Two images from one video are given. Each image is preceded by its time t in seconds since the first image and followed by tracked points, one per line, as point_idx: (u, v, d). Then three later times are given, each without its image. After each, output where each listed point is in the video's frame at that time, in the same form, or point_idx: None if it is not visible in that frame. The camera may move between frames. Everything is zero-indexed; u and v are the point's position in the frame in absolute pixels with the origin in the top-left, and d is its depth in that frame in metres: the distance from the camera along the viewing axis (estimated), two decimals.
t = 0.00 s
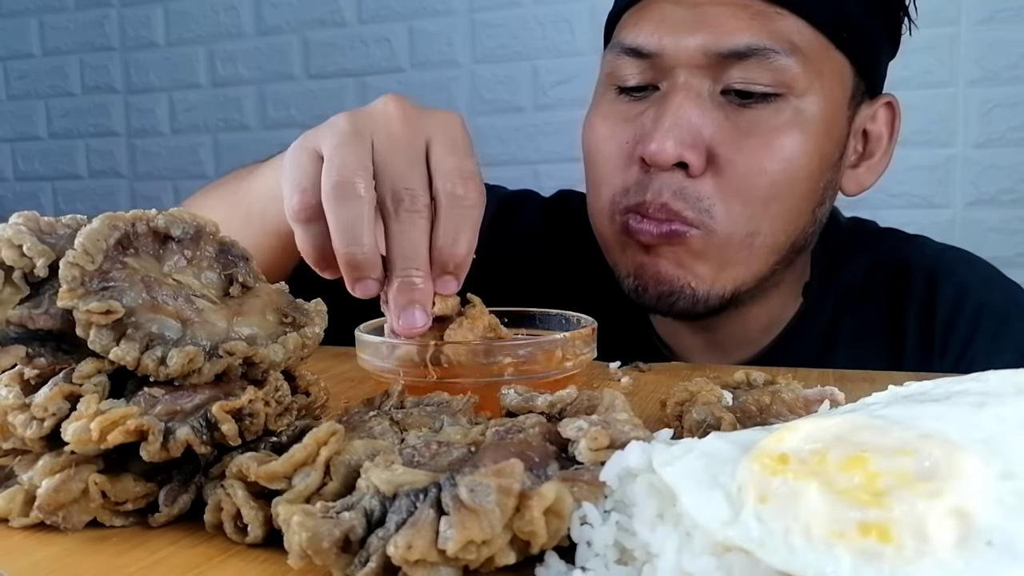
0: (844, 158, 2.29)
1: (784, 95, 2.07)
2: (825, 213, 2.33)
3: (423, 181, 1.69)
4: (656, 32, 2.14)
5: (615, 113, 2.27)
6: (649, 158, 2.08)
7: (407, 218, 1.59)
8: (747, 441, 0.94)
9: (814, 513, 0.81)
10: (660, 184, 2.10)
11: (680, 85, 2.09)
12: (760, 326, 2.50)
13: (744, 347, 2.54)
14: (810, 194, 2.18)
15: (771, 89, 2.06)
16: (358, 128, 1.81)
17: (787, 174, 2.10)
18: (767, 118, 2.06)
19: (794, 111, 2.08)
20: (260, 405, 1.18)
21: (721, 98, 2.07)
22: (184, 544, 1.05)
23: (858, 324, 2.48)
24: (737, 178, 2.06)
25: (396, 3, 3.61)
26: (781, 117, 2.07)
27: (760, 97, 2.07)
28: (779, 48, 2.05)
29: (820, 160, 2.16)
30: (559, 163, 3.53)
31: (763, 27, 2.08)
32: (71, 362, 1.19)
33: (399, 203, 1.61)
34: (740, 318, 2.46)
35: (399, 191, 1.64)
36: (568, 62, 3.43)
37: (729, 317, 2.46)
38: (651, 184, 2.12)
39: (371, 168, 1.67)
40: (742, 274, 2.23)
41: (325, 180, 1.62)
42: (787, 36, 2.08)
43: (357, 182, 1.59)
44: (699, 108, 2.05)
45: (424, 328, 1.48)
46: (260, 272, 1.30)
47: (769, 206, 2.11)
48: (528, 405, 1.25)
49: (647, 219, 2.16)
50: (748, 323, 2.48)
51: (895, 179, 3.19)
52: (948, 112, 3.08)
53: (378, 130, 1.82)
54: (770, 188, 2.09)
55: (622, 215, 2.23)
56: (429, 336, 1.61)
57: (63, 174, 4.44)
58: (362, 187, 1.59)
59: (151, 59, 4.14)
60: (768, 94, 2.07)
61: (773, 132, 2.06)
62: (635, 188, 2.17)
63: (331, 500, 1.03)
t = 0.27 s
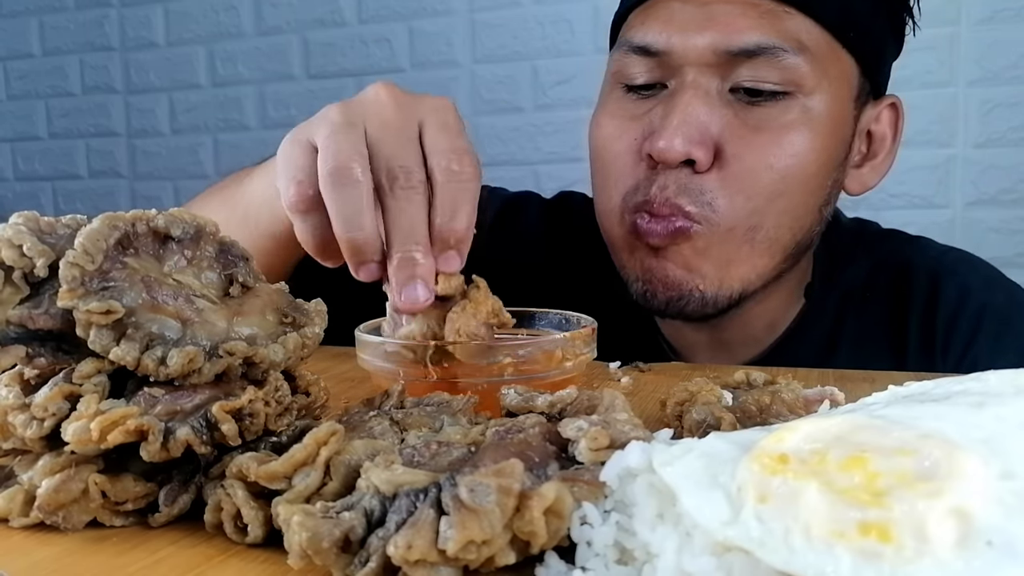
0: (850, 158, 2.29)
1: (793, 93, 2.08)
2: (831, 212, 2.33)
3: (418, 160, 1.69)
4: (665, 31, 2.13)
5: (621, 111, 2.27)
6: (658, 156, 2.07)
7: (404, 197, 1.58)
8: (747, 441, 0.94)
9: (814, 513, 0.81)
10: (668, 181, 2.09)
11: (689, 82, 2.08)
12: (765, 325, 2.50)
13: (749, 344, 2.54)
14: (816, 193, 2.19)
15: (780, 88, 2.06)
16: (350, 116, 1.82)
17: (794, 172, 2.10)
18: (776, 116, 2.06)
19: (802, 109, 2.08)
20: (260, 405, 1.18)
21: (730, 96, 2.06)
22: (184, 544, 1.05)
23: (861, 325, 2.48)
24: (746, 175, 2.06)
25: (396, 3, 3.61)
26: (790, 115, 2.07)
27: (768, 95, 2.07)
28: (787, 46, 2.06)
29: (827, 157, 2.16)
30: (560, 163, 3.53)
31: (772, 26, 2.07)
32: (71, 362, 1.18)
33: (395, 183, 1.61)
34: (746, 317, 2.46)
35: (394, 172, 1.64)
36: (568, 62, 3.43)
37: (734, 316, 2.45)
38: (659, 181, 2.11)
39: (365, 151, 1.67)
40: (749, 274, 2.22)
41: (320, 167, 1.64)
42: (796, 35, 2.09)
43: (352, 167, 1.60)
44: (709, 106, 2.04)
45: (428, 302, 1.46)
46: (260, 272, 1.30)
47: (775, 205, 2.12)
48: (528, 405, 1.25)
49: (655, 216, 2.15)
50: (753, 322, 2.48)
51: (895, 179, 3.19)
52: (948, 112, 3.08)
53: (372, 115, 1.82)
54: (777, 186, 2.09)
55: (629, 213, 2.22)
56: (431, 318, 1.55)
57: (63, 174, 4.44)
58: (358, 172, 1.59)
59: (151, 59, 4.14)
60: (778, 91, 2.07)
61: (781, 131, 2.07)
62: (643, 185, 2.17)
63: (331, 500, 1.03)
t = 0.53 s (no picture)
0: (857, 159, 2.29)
1: (803, 95, 2.07)
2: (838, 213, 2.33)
3: (392, 97, 1.68)
4: (676, 30, 2.12)
5: (631, 110, 2.26)
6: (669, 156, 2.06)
7: (379, 131, 1.56)
8: (747, 441, 0.94)
9: (814, 513, 0.81)
10: (679, 180, 2.08)
11: (699, 82, 2.07)
12: (767, 326, 2.51)
13: (751, 347, 2.55)
14: (824, 194, 2.19)
15: (791, 89, 2.06)
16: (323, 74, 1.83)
17: (804, 173, 2.10)
18: (787, 117, 2.06)
19: (812, 110, 2.08)
20: (260, 405, 1.18)
21: (741, 97, 2.06)
22: (184, 544, 1.05)
23: (863, 325, 2.48)
24: (757, 174, 2.06)
25: (396, 3, 3.61)
26: (800, 117, 2.07)
27: (779, 96, 2.07)
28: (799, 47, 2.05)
29: (836, 159, 2.16)
30: (560, 163, 3.53)
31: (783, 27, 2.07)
32: (72, 362, 1.19)
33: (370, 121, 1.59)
34: (749, 317, 2.48)
35: (367, 111, 1.62)
36: (568, 62, 3.43)
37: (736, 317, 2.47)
38: (669, 180, 2.11)
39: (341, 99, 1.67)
40: (757, 274, 2.23)
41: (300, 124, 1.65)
42: (807, 37, 2.09)
43: (329, 116, 1.61)
44: (720, 107, 2.03)
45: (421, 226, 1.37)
46: (260, 272, 1.31)
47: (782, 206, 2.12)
48: (528, 405, 1.25)
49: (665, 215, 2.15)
50: (756, 322, 2.49)
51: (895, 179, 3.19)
52: (948, 112, 3.08)
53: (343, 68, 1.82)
54: (786, 186, 2.10)
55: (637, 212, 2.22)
56: (424, 247, 1.39)
57: (63, 174, 4.44)
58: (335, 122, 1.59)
59: (151, 59, 4.14)
60: (788, 93, 2.07)
61: (792, 132, 2.07)
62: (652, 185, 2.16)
63: (331, 500, 1.03)
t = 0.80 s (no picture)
0: (860, 161, 2.29)
1: (807, 97, 2.07)
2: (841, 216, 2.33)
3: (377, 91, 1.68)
4: (681, 31, 2.12)
5: (634, 111, 2.27)
6: (672, 157, 2.06)
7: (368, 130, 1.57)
8: (747, 441, 0.94)
9: (814, 513, 0.81)
10: (682, 183, 2.09)
11: (703, 83, 2.07)
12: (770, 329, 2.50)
13: (757, 349, 2.53)
14: (827, 196, 2.19)
15: (795, 91, 2.06)
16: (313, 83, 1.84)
17: (807, 175, 2.10)
18: (790, 119, 2.07)
19: (815, 113, 2.08)
20: (259, 405, 1.18)
21: (743, 99, 2.06)
22: (184, 544, 1.05)
23: (864, 326, 2.48)
24: (760, 178, 2.06)
25: (396, 3, 3.61)
26: (803, 119, 2.07)
27: (782, 97, 2.07)
28: (802, 48, 2.05)
29: (840, 162, 2.17)
30: (560, 163, 3.53)
31: (789, 28, 2.07)
32: (71, 362, 1.18)
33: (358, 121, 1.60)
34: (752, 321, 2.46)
35: (354, 112, 1.62)
36: (568, 62, 3.44)
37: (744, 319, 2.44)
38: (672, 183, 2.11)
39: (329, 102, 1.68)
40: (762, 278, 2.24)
41: (293, 134, 1.67)
42: (812, 38, 2.08)
43: (319, 120, 1.62)
44: (722, 109, 2.03)
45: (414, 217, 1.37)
46: (260, 272, 1.31)
47: (785, 207, 2.12)
48: (528, 405, 1.25)
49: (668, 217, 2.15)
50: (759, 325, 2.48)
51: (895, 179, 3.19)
52: (948, 112, 3.08)
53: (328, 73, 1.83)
54: (789, 188, 2.10)
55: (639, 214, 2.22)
56: (421, 235, 1.40)
57: (63, 174, 4.44)
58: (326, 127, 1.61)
59: (151, 59, 4.14)
60: (791, 94, 2.06)
61: (795, 134, 2.07)
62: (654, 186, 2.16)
63: (331, 500, 1.03)
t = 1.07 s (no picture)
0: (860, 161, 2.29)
1: (807, 97, 2.07)
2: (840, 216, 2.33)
3: (363, 94, 1.66)
4: (682, 31, 2.12)
5: (633, 111, 2.27)
6: (671, 156, 2.06)
7: (359, 134, 1.55)
8: (747, 441, 0.94)
9: (814, 513, 0.81)
10: (682, 181, 2.08)
11: (703, 83, 2.07)
12: (767, 328, 2.51)
13: (752, 348, 2.54)
14: (826, 196, 2.19)
15: (795, 91, 2.06)
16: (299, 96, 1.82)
17: (808, 175, 2.10)
18: (790, 119, 2.06)
19: (816, 114, 2.08)
20: (260, 405, 1.18)
21: (743, 99, 2.06)
22: (184, 544, 1.05)
23: (863, 326, 2.48)
24: (759, 177, 2.06)
25: (396, 3, 3.61)
26: (803, 119, 2.07)
27: (782, 97, 2.06)
28: (802, 49, 2.05)
29: (839, 162, 2.17)
30: (560, 163, 3.53)
31: (789, 29, 2.07)
32: (72, 362, 1.18)
33: (349, 126, 1.58)
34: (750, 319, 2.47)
35: (343, 117, 1.61)
36: (568, 62, 3.44)
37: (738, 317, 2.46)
38: (671, 182, 2.11)
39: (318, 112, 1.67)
40: (762, 277, 2.24)
41: (286, 148, 1.67)
42: (812, 39, 2.08)
43: (311, 132, 1.61)
44: (722, 108, 2.03)
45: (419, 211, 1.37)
46: (259, 272, 1.31)
47: (786, 207, 2.12)
48: (528, 405, 1.25)
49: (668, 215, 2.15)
50: (757, 324, 2.48)
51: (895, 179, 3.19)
52: (948, 112, 3.08)
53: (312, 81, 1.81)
54: (790, 188, 2.10)
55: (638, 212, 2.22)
56: (427, 227, 1.38)
57: (63, 174, 4.44)
58: (319, 137, 1.60)
59: (151, 59, 4.14)
60: (791, 95, 2.06)
61: (795, 134, 2.07)
62: (654, 185, 2.16)
63: (331, 500, 1.03)
